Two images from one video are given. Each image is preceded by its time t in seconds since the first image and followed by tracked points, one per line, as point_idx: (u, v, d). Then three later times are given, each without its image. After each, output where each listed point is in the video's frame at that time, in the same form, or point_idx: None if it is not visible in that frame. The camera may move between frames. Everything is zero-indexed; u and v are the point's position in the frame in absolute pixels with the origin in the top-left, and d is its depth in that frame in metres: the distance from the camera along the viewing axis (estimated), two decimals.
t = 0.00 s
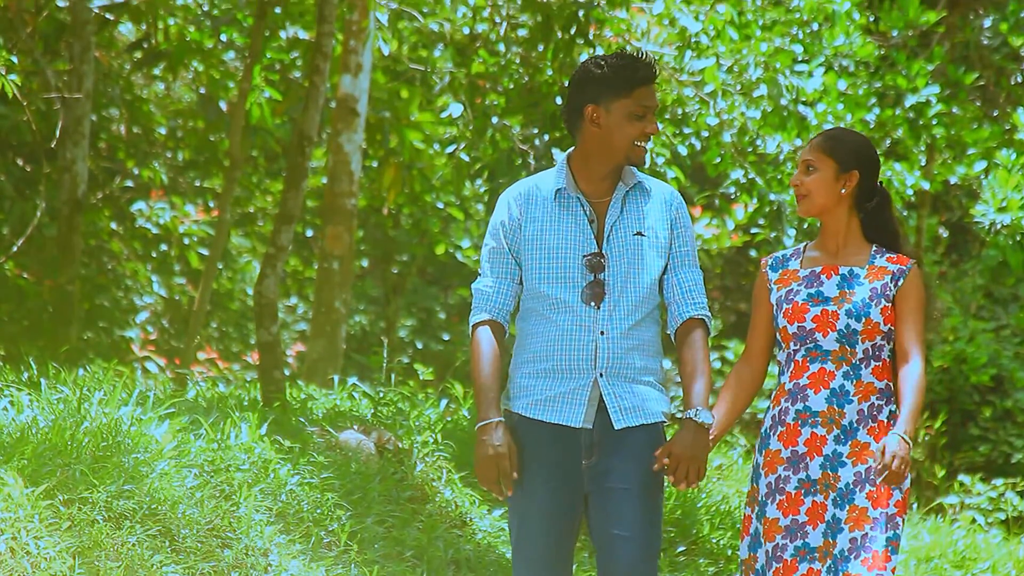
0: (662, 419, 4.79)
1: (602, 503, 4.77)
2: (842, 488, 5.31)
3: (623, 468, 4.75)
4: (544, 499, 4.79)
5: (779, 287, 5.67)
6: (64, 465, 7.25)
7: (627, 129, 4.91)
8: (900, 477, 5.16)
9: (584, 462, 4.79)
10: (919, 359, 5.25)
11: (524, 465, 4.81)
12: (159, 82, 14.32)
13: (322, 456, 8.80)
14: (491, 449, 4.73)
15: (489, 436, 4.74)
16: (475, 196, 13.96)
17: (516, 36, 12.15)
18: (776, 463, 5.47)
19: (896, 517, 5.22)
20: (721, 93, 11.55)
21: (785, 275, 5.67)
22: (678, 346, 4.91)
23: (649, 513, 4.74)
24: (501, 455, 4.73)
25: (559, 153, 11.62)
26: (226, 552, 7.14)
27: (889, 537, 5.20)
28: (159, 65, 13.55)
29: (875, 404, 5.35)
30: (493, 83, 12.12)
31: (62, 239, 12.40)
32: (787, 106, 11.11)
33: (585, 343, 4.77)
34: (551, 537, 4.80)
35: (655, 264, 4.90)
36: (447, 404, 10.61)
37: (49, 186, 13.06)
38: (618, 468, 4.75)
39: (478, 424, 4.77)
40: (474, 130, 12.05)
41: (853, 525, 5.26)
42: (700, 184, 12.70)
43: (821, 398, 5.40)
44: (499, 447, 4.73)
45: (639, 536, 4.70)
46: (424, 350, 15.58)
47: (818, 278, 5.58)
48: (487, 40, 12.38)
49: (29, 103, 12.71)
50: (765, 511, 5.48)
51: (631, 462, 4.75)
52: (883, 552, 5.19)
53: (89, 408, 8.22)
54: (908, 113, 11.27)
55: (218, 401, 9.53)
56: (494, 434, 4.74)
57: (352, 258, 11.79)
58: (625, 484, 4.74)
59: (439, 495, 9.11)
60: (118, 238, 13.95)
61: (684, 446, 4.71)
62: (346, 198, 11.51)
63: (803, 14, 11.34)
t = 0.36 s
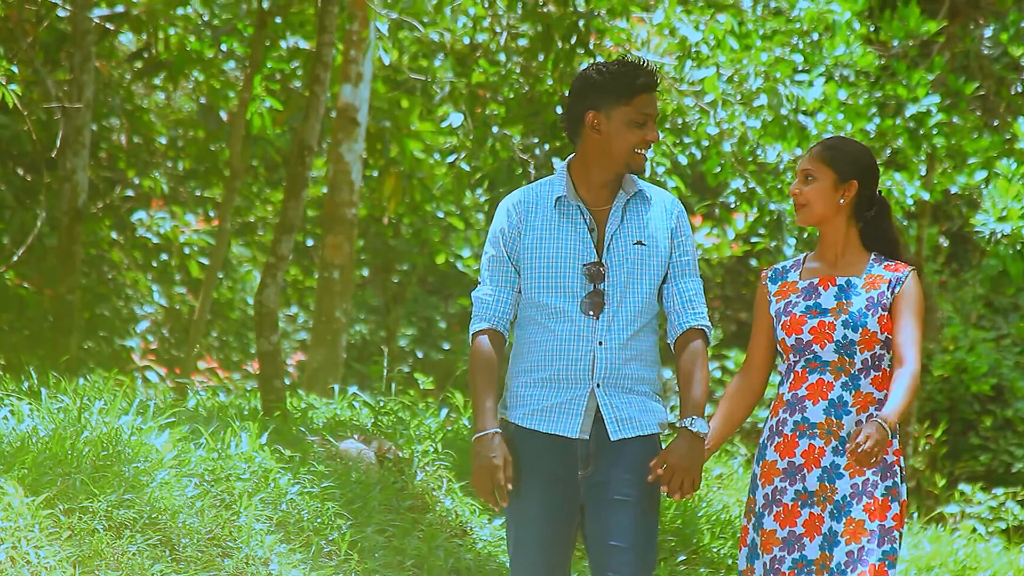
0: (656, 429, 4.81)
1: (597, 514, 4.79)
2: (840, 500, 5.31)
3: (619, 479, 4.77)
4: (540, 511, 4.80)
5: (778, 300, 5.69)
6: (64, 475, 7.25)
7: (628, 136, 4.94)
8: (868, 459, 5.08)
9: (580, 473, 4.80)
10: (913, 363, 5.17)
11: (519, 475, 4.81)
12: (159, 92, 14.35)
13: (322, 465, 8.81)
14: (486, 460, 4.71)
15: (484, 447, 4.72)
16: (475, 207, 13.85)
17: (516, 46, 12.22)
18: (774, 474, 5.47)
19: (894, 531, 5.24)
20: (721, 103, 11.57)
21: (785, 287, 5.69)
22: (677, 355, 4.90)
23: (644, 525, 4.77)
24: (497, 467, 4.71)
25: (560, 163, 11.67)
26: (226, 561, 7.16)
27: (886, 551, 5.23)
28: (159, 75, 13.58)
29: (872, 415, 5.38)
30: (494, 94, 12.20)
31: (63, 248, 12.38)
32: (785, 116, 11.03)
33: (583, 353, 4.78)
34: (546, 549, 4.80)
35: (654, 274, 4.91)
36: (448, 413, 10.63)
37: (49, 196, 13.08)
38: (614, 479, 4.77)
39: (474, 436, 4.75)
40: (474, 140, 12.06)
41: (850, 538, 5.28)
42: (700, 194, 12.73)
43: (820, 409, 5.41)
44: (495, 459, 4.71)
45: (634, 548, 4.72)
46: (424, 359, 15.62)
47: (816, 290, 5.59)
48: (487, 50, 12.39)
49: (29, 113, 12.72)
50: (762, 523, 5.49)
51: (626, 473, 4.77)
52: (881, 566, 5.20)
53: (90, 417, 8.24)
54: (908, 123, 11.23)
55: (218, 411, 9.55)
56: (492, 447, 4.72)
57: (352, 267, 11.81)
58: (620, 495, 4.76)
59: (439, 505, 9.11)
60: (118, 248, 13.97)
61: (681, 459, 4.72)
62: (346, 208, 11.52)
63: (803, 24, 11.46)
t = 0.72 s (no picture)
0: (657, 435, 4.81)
1: (595, 518, 4.83)
2: (840, 511, 5.33)
3: (618, 485, 4.79)
4: (539, 513, 4.84)
5: (778, 310, 5.70)
6: (64, 480, 7.25)
7: (630, 141, 4.94)
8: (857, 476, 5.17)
9: (579, 478, 4.82)
10: (905, 378, 5.20)
11: (518, 479, 4.84)
12: (159, 97, 14.37)
13: (323, 470, 8.81)
14: (484, 470, 4.73)
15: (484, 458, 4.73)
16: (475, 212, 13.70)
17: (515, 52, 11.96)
18: (772, 481, 5.47)
19: (892, 544, 5.32)
20: (722, 109, 11.60)
21: (784, 296, 5.70)
22: (677, 363, 4.93)
23: (641, 529, 4.81)
24: (498, 480, 4.73)
25: (560, 168, 11.64)
26: (226, 566, 7.17)
27: (885, 565, 5.31)
28: (158, 82, 13.61)
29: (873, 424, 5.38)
30: (494, 99, 12.12)
31: (63, 253, 12.56)
32: (787, 122, 11.20)
33: (583, 359, 4.79)
34: (546, 549, 4.85)
35: (656, 280, 4.92)
36: (448, 417, 10.65)
37: (50, 201, 13.10)
38: (612, 485, 4.79)
39: (473, 446, 4.77)
40: (474, 146, 12.08)
41: (851, 549, 5.32)
42: (700, 199, 12.75)
43: (820, 418, 5.40)
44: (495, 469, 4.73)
45: (631, 554, 4.77)
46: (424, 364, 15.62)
47: (816, 300, 5.59)
48: (487, 56, 12.36)
49: (30, 119, 12.74)
50: (760, 531, 5.50)
51: (625, 480, 4.79)
52: None
53: (90, 422, 8.25)
54: (908, 128, 11.22)
55: (218, 416, 9.55)
56: (492, 460, 4.74)
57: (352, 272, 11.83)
58: (619, 501, 4.78)
59: (440, 509, 9.11)
60: (118, 253, 13.99)
61: (685, 479, 4.84)
62: (346, 213, 11.54)
63: (803, 30, 11.42)
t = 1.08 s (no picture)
0: (658, 443, 4.80)
1: (593, 526, 4.83)
2: (838, 518, 5.35)
3: (617, 493, 4.79)
4: (538, 521, 4.83)
5: (779, 314, 5.69)
6: (65, 483, 7.25)
7: (634, 145, 4.95)
8: (869, 530, 5.10)
9: (578, 485, 4.83)
10: (910, 391, 5.23)
11: (517, 487, 4.84)
12: (160, 100, 14.38)
13: (324, 473, 8.81)
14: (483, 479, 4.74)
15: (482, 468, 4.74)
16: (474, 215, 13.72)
17: (516, 54, 12.11)
18: (770, 486, 5.47)
19: (888, 555, 5.30)
20: (721, 112, 11.61)
21: (787, 300, 5.69)
22: (679, 372, 5.01)
23: (641, 538, 4.81)
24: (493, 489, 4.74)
25: (560, 171, 11.63)
26: (226, 569, 7.17)
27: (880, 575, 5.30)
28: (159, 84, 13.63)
29: (873, 432, 5.37)
30: (494, 101, 12.12)
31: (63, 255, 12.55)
32: (787, 124, 11.24)
33: (583, 364, 4.79)
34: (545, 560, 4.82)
35: (659, 286, 4.93)
36: (449, 420, 10.67)
37: (50, 204, 13.11)
38: (610, 492, 4.79)
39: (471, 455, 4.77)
40: (474, 148, 12.10)
41: (847, 558, 5.33)
42: (701, 201, 12.76)
43: (819, 424, 5.39)
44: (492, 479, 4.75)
45: (630, 563, 4.77)
46: (425, 366, 15.62)
47: (819, 305, 5.57)
48: (487, 58, 12.34)
49: (30, 121, 12.75)
50: (756, 537, 5.50)
51: (623, 488, 4.79)
52: None
53: (91, 425, 8.26)
54: (908, 130, 11.19)
55: (219, 419, 9.55)
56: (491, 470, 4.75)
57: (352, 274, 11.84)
58: (618, 508, 4.78)
59: (441, 512, 9.12)
60: (119, 256, 13.99)
61: (692, 498, 4.95)
62: (346, 216, 11.54)
63: (803, 32, 11.40)
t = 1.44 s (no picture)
0: (660, 452, 4.78)
1: (596, 537, 4.79)
2: (834, 522, 5.29)
3: (618, 502, 4.76)
4: (540, 529, 4.79)
5: (776, 315, 5.66)
6: (65, 485, 7.24)
7: (639, 152, 4.96)
8: (900, 569, 5.17)
9: (580, 494, 4.81)
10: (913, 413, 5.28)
11: (518, 494, 4.84)
12: (160, 102, 14.38)
13: (323, 475, 8.81)
14: (478, 488, 4.81)
15: (478, 476, 4.82)
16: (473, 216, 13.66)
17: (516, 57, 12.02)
18: (764, 490, 5.44)
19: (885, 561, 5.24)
20: (721, 114, 11.58)
21: (785, 300, 5.65)
22: (684, 381, 5.01)
23: (643, 551, 4.76)
24: (489, 496, 4.80)
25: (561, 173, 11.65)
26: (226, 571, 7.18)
27: None
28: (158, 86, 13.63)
29: (871, 436, 5.32)
30: (494, 103, 12.10)
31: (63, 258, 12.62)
32: (787, 126, 11.17)
33: (586, 370, 4.79)
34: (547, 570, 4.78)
35: (662, 293, 4.91)
36: (448, 421, 10.69)
37: (50, 206, 13.14)
38: (612, 502, 4.76)
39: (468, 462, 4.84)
40: (474, 150, 12.10)
41: (844, 564, 5.26)
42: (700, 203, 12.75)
43: (813, 428, 5.36)
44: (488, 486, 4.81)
45: None
46: (424, 368, 15.61)
47: (816, 307, 5.54)
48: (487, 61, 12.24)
49: (30, 123, 12.76)
50: (750, 540, 5.47)
51: (625, 498, 4.75)
52: None
53: (91, 427, 8.26)
54: (908, 133, 11.15)
55: (219, 421, 9.56)
56: (487, 477, 4.82)
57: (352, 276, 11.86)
58: (619, 518, 4.74)
59: (440, 514, 9.12)
60: (118, 258, 14.00)
61: (699, 515, 4.99)
62: (346, 218, 11.55)
63: (803, 35, 11.41)
